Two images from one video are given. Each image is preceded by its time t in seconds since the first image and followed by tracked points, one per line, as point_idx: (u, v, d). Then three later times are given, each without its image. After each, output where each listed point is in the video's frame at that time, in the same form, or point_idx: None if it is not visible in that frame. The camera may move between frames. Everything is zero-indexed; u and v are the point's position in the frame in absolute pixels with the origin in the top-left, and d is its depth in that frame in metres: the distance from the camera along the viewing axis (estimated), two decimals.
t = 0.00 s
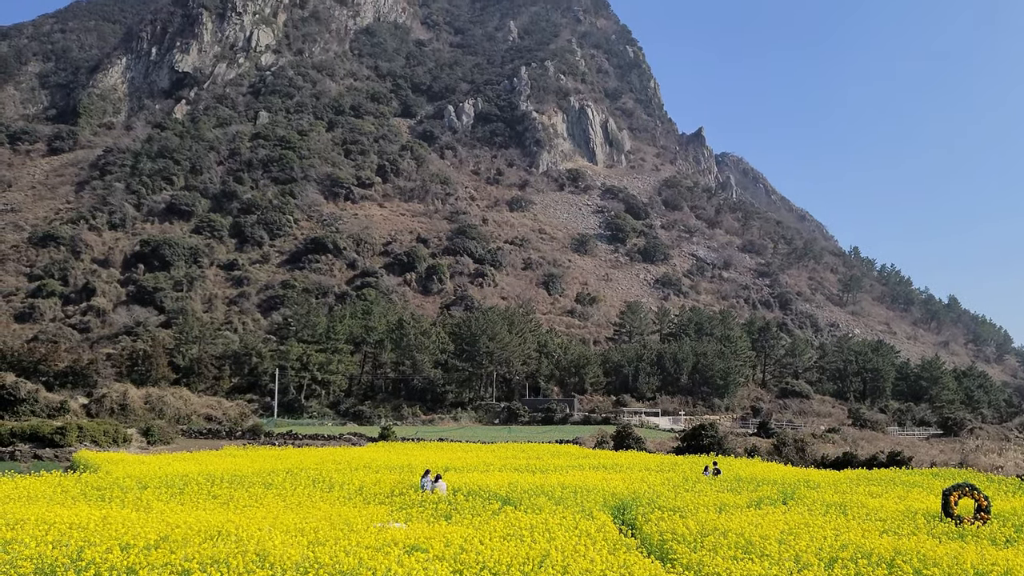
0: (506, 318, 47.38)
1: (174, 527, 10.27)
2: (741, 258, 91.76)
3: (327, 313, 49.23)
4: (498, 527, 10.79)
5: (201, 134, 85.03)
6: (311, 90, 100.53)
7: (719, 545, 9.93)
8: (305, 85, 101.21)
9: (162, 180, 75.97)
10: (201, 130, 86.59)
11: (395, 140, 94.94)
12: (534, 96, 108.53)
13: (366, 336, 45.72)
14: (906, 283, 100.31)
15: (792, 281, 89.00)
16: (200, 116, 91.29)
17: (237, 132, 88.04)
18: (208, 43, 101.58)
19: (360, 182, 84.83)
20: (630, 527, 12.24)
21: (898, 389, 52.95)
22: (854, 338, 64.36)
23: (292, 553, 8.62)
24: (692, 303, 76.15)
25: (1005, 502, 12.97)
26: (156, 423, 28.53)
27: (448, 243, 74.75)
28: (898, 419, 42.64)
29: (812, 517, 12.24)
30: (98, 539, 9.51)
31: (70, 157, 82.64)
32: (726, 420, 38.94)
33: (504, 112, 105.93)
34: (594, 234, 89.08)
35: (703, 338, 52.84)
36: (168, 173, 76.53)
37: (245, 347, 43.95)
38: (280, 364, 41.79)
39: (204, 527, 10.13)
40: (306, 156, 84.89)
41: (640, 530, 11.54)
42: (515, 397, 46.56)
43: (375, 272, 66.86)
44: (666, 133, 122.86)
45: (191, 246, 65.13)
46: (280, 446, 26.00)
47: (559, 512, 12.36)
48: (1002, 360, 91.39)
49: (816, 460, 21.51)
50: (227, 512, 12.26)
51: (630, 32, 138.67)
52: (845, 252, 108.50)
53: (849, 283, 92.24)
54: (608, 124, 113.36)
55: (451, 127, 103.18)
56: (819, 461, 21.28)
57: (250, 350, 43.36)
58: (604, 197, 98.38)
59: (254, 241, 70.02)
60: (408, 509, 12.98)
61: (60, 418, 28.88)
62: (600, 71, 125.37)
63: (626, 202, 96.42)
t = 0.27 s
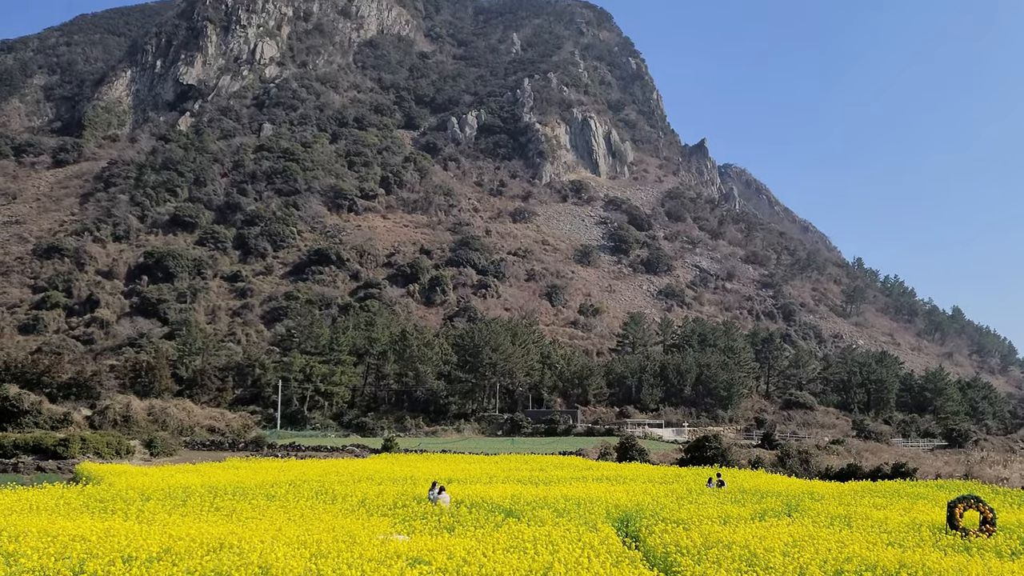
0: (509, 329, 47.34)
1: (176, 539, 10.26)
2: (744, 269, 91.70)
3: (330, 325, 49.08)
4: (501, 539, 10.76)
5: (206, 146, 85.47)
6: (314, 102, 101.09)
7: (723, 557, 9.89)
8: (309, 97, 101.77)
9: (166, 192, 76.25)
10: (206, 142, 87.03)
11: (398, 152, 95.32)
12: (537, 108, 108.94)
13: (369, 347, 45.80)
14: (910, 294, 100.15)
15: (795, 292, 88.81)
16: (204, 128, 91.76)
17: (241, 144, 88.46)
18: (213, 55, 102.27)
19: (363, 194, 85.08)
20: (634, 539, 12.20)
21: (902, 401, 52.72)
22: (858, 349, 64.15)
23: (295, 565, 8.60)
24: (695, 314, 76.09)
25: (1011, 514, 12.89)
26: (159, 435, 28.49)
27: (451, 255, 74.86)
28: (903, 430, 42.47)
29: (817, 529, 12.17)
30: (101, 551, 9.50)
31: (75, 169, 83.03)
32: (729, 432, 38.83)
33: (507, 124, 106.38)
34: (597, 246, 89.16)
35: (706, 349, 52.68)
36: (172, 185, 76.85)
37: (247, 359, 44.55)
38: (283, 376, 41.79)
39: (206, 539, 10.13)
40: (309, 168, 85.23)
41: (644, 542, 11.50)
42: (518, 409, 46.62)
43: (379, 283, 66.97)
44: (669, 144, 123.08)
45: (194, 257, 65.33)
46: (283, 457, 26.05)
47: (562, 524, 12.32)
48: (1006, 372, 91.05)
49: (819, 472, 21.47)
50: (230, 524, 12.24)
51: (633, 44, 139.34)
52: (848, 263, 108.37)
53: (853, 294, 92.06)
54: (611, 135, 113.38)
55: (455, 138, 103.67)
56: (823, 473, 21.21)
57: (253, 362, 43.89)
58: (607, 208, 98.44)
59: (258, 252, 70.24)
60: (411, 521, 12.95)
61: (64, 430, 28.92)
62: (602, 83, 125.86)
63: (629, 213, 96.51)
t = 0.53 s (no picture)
0: (512, 343, 47.37)
1: (179, 553, 10.25)
2: (747, 282, 91.62)
3: (333, 338, 49.08)
4: (505, 553, 10.74)
5: (210, 160, 85.90)
6: (318, 116, 101.74)
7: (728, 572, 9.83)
8: (313, 112, 102.39)
9: (170, 206, 76.57)
10: (210, 156, 87.46)
11: (401, 165, 95.72)
12: (540, 122, 109.43)
13: (372, 360, 45.51)
14: (913, 307, 99.99)
15: (799, 305, 88.62)
16: (208, 142, 92.23)
17: (245, 158, 88.89)
18: (217, 70, 102.98)
19: (367, 207, 85.32)
20: (638, 553, 12.15)
21: (906, 414, 52.57)
22: (862, 362, 63.95)
23: None
24: (698, 328, 76.04)
25: (1016, 529, 12.80)
26: (162, 449, 28.47)
27: (454, 268, 74.97)
28: (907, 444, 42.31)
29: (821, 543, 12.13)
30: (103, 565, 9.50)
31: (79, 183, 83.35)
32: (733, 446, 38.68)
33: (510, 138, 106.88)
34: (600, 259, 89.25)
35: (709, 362, 52.51)
36: (176, 199, 77.16)
37: (250, 373, 44.21)
38: (286, 390, 41.67)
39: (208, 554, 10.11)
40: (313, 181, 85.58)
41: (648, 556, 11.46)
42: (521, 422, 47.19)
43: (382, 296, 67.06)
44: (672, 157, 123.40)
45: (198, 271, 65.52)
46: (285, 472, 25.98)
47: (564, 538, 12.29)
48: (1011, 385, 90.70)
49: (824, 486, 21.30)
50: (231, 538, 12.22)
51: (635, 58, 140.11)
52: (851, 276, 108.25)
53: (856, 307, 91.89)
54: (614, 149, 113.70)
55: (458, 152, 104.19)
56: (827, 487, 21.06)
57: (255, 375, 43.31)
58: (610, 222, 98.58)
59: (261, 266, 70.41)
60: (414, 535, 12.93)
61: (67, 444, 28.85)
62: (605, 97, 126.46)
63: (632, 227, 96.61)
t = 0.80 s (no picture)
0: (515, 359, 47.33)
1: (181, 571, 10.24)
2: (750, 297, 91.50)
3: (336, 354, 49.35)
4: (507, 571, 10.69)
5: (213, 176, 86.33)
6: (322, 132, 102.38)
7: None
8: (317, 128, 103.06)
9: (173, 222, 76.92)
10: (214, 172, 87.91)
11: (404, 181, 96.09)
12: (543, 138, 109.94)
13: (374, 376, 45.68)
14: (916, 322, 99.77)
15: (802, 321, 88.45)
16: (212, 158, 92.72)
17: (248, 174, 89.30)
18: (221, 87, 103.74)
19: (370, 223, 85.58)
20: (641, 570, 12.09)
21: (910, 430, 52.33)
22: (866, 378, 63.70)
23: None
24: (701, 343, 75.91)
25: None
26: (164, 465, 28.44)
27: (457, 283, 75.07)
28: (912, 460, 42.05)
29: (825, 560, 12.07)
30: None
31: (83, 199, 83.75)
32: (737, 462, 38.45)
33: (512, 153, 107.37)
34: (603, 274, 89.31)
35: (712, 378, 52.32)
36: (179, 214, 77.51)
37: (252, 389, 43.76)
38: (288, 406, 41.61)
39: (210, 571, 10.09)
40: (316, 198, 85.97)
41: (651, 573, 11.41)
42: (524, 438, 46.44)
43: (384, 311, 67.14)
44: (674, 173, 123.71)
45: (201, 287, 65.67)
46: (287, 487, 25.94)
47: (567, 555, 12.25)
48: (1016, 401, 90.25)
49: (828, 502, 21.15)
50: (233, 555, 12.20)
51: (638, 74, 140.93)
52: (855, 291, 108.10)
53: (860, 322, 91.66)
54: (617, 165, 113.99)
55: (461, 168, 104.81)
56: (832, 503, 20.93)
57: (258, 391, 43.16)
58: (612, 237, 98.68)
59: (264, 281, 70.58)
60: (416, 552, 12.90)
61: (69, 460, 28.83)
62: (607, 113, 127.05)
63: (635, 242, 96.73)
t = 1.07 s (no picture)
0: (517, 376, 47.20)
1: None
2: (753, 314, 91.38)
3: (338, 371, 49.06)
4: None
5: (217, 194, 86.78)
6: (325, 150, 103.01)
7: None
8: (320, 146, 103.77)
9: (177, 239, 77.25)
10: (217, 190, 88.36)
11: (407, 199, 96.47)
12: (545, 155, 110.47)
13: (377, 394, 45.51)
14: (920, 339, 99.51)
15: (805, 338, 88.24)
16: (215, 176, 93.20)
17: (252, 192, 89.71)
18: (225, 105, 104.54)
19: (372, 240, 85.84)
20: None
21: (914, 447, 52.08)
22: (870, 395, 63.44)
23: None
24: (704, 360, 75.76)
25: None
26: (166, 483, 28.41)
27: (459, 300, 75.17)
28: (916, 477, 41.81)
29: None
30: None
31: (87, 217, 84.15)
32: (741, 479, 38.23)
33: (515, 171, 107.88)
34: (605, 291, 89.35)
35: (715, 395, 52.12)
36: (183, 232, 77.87)
37: (255, 407, 43.66)
38: (291, 423, 41.50)
39: None
40: (319, 215, 86.38)
41: None
42: (526, 455, 46.85)
43: (387, 328, 67.20)
44: (677, 190, 124.05)
45: (204, 304, 65.87)
46: (289, 506, 25.86)
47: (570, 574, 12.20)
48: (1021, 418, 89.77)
49: (832, 520, 21.01)
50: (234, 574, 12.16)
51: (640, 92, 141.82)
52: (857, 307, 107.95)
53: (863, 339, 91.42)
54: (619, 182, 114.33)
55: (463, 185, 105.23)
56: (836, 521, 20.81)
57: (260, 408, 42.87)
58: (615, 254, 98.80)
59: (267, 298, 70.73)
60: (419, 571, 12.84)
61: (71, 479, 28.79)
62: (609, 130, 127.71)
63: (637, 259, 96.83)
